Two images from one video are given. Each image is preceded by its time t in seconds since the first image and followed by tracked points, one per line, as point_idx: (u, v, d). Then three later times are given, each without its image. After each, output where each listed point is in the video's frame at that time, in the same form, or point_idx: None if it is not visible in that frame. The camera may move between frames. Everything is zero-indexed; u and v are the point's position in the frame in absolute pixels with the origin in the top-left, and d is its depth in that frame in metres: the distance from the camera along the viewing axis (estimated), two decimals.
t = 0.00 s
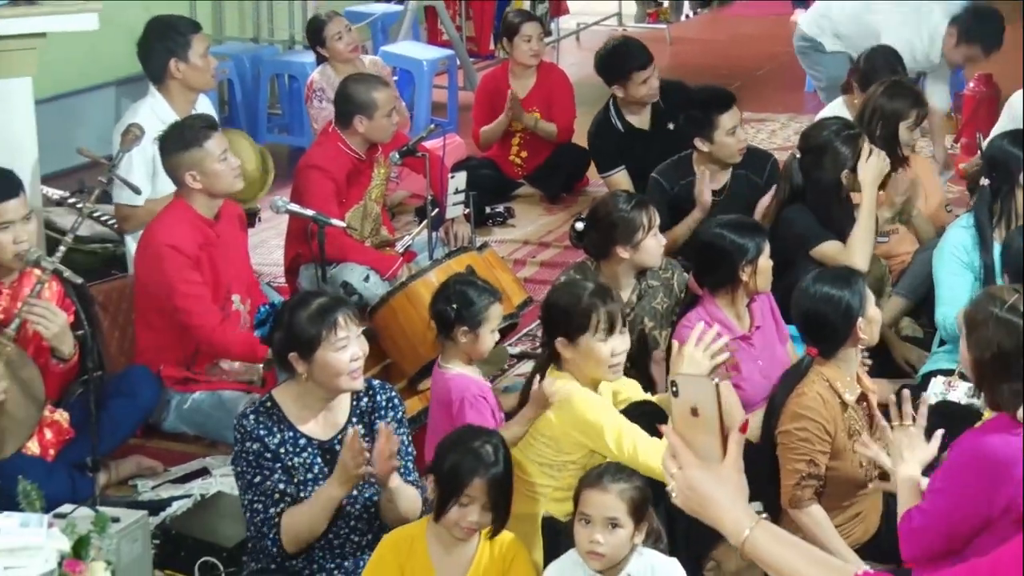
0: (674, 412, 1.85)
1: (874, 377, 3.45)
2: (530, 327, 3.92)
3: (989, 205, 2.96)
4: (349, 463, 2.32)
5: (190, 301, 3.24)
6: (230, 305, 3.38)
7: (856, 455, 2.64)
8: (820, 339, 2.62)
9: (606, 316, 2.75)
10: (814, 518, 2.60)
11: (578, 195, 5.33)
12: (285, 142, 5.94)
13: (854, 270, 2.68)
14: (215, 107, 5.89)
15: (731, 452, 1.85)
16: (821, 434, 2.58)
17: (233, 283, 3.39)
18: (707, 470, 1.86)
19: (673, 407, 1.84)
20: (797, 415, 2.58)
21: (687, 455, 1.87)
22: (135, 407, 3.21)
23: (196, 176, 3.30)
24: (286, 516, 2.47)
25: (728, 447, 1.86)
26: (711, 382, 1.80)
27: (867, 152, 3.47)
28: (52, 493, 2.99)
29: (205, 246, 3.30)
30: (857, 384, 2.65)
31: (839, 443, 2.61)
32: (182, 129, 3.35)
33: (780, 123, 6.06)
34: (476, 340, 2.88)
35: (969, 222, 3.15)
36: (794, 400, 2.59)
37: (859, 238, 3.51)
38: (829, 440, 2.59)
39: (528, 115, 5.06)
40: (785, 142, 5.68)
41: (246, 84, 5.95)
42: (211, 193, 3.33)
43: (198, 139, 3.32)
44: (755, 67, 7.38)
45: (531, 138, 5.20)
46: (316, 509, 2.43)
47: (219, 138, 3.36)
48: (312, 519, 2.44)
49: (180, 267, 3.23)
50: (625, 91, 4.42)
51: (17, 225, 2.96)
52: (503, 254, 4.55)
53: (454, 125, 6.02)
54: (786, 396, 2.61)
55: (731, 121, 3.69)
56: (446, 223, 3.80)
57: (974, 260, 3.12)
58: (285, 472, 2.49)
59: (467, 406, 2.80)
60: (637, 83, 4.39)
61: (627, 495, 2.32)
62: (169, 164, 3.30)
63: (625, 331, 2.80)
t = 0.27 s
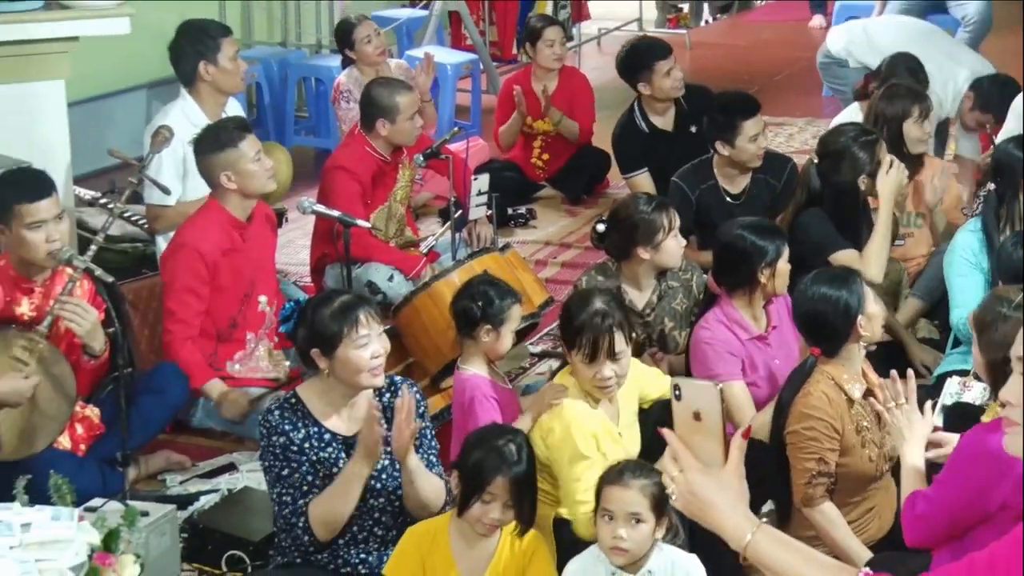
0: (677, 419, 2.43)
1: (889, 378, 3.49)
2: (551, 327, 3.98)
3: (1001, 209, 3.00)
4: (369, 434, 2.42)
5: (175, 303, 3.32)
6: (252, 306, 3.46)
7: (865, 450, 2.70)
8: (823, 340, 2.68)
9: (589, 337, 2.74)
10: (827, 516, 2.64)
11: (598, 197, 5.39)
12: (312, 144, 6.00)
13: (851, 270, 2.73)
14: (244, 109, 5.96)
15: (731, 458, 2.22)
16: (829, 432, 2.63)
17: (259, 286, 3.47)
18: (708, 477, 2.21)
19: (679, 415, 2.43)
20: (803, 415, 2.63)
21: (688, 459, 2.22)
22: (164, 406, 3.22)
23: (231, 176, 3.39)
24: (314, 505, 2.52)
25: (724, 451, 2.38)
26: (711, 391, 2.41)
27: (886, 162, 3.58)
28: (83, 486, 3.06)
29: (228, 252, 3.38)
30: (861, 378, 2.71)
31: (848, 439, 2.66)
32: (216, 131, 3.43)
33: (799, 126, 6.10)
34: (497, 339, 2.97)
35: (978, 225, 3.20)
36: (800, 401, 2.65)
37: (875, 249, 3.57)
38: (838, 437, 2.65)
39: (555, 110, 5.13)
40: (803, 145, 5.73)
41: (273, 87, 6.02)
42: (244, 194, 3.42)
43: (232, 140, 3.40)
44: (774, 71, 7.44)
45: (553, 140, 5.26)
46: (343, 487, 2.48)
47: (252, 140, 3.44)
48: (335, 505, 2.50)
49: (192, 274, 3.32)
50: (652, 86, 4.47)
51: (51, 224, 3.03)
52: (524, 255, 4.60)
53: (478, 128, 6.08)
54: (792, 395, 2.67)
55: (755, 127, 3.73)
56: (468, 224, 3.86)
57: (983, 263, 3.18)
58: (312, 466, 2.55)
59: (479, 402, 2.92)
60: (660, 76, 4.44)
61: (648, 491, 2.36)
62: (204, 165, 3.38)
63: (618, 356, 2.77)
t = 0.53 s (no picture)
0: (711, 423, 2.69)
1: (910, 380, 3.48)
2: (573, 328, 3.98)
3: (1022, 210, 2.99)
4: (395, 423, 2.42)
5: (197, 306, 3.32)
6: (275, 307, 3.45)
7: (885, 450, 2.68)
8: (841, 340, 2.68)
9: (598, 343, 2.64)
10: (848, 517, 2.65)
11: (620, 197, 5.40)
12: (333, 143, 6.01)
13: (868, 271, 2.73)
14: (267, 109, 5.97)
15: (766, 464, 2.67)
16: (847, 433, 2.62)
17: (280, 286, 3.47)
18: (745, 481, 2.70)
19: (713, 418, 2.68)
20: (821, 416, 2.62)
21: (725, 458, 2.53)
22: (186, 403, 3.24)
23: (255, 176, 3.40)
24: (342, 499, 2.52)
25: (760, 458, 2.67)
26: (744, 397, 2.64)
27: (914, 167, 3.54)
28: (105, 484, 3.08)
29: (251, 252, 3.39)
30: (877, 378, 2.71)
31: (867, 440, 2.65)
32: (243, 131, 3.45)
33: (821, 126, 6.08)
34: (512, 337, 2.99)
35: (996, 230, 3.24)
36: (817, 402, 2.64)
37: (903, 255, 3.54)
38: (857, 438, 2.64)
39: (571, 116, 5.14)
40: (825, 146, 5.71)
41: (296, 87, 6.04)
42: (269, 195, 3.43)
43: (259, 140, 3.42)
44: (796, 71, 7.42)
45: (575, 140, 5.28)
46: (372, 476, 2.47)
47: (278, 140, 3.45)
48: (368, 493, 2.48)
49: (216, 275, 3.32)
50: (677, 97, 4.45)
51: (75, 223, 3.04)
52: (546, 255, 4.60)
53: (499, 128, 6.08)
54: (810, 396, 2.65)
55: (782, 131, 3.74)
56: (490, 224, 3.86)
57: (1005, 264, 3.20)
58: (337, 464, 2.57)
59: (492, 405, 2.97)
60: (690, 96, 4.43)
61: (671, 491, 2.36)
62: (229, 164, 3.39)
63: (632, 365, 2.64)
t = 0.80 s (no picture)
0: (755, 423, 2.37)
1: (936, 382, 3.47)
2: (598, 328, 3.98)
3: None
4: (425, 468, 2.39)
5: (261, 297, 3.32)
6: (302, 303, 3.48)
7: (907, 453, 2.68)
8: (864, 342, 2.67)
9: (600, 343, 2.61)
10: (872, 520, 2.63)
11: (645, 197, 5.40)
12: (359, 143, 6.03)
13: (890, 273, 2.72)
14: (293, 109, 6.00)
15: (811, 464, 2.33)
16: (869, 435, 2.61)
17: (305, 282, 3.49)
18: (791, 485, 2.31)
19: (757, 420, 2.36)
20: (843, 418, 2.62)
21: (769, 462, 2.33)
22: (211, 402, 3.28)
23: (272, 176, 3.40)
24: (361, 511, 2.52)
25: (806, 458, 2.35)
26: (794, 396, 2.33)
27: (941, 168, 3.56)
28: (131, 481, 3.09)
29: (278, 245, 3.41)
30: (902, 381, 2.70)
31: (889, 441, 2.65)
32: (267, 129, 3.45)
33: (847, 127, 6.07)
34: (531, 336, 3.00)
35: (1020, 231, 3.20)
36: (839, 405, 2.64)
37: (929, 254, 3.54)
38: (879, 440, 2.63)
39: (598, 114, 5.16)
40: (852, 147, 5.70)
41: (322, 87, 6.07)
42: (286, 197, 3.43)
43: (280, 140, 3.42)
44: (823, 72, 7.40)
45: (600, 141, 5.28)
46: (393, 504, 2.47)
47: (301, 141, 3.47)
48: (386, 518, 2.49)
49: (253, 267, 3.32)
50: (711, 100, 4.47)
51: (106, 217, 3.07)
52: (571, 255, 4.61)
53: (524, 128, 6.08)
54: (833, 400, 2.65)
55: (811, 134, 3.75)
56: (515, 224, 3.87)
57: None
58: (357, 468, 2.54)
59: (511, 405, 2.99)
60: (723, 101, 4.45)
61: (696, 492, 2.35)
62: (250, 160, 3.40)
63: (631, 370, 2.58)
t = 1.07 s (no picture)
0: (761, 420, 2.11)
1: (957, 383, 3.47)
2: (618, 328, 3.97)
3: None
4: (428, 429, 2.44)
5: (249, 301, 3.31)
6: (321, 303, 3.49)
7: (928, 453, 2.67)
8: (884, 342, 2.67)
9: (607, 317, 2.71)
10: (892, 521, 2.62)
11: (665, 197, 5.41)
12: (379, 142, 6.04)
13: (911, 273, 2.70)
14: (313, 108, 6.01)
15: (822, 459, 2.02)
16: (889, 436, 2.61)
17: (324, 281, 3.49)
18: (802, 479, 2.00)
19: (764, 417, 2.11)
20: (863, 419, 2.62)
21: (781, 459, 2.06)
22: (229, 399, 3.29)
23: (295, 177, 3.39)
24: (381, 500, 2.51)
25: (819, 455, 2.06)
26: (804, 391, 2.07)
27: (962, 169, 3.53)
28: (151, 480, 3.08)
29: (295, 247, 3.40)
30: (924, 383, 2.69)
31: (909, 442, 2.64)
32: (289, 131, 3.43)
33: (868, 128, 6.06)
34: (547, 335, 3.01)
35: None
36: (859, 406, 2.63)
37: (953, 254, 3.56)
38: (900, 440, 2.62)
39: (620, 113, 5.18)
40: (873, 148, 5.69)
41: (342, 87, 6.07)
42: (308, 197, 3.44)
43: (303, 142, 3.41)
44: (845, 72, 7.40)
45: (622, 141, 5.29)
46: (408, 485, 2.47)
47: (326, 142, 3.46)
48: (402, 502, 2.48)
49: (265, 268, 3.32)
50: (734, 104, 4.47)
51: (124, 215, 3.06)
52: (591, 256, 4.61)
53: (545, 128, 6.09)
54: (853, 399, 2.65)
55: (833, 136, 3.75)
56: (536, 224, 3.88)
57: None
58: (381, 465, 2.55)
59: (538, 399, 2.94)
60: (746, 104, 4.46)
61: (717, 492, 2.35)
62: (272, 161, 3.40)
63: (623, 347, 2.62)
